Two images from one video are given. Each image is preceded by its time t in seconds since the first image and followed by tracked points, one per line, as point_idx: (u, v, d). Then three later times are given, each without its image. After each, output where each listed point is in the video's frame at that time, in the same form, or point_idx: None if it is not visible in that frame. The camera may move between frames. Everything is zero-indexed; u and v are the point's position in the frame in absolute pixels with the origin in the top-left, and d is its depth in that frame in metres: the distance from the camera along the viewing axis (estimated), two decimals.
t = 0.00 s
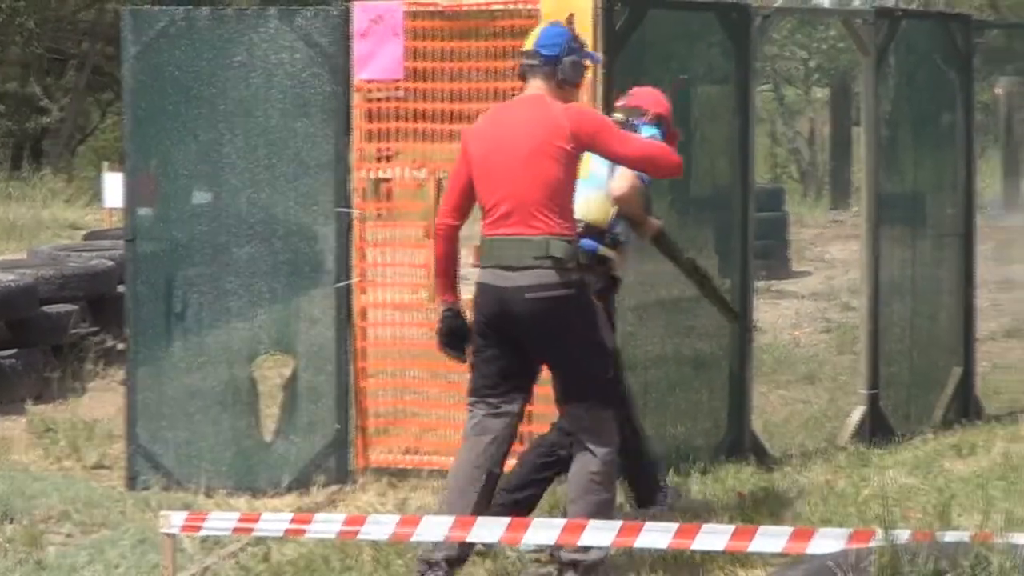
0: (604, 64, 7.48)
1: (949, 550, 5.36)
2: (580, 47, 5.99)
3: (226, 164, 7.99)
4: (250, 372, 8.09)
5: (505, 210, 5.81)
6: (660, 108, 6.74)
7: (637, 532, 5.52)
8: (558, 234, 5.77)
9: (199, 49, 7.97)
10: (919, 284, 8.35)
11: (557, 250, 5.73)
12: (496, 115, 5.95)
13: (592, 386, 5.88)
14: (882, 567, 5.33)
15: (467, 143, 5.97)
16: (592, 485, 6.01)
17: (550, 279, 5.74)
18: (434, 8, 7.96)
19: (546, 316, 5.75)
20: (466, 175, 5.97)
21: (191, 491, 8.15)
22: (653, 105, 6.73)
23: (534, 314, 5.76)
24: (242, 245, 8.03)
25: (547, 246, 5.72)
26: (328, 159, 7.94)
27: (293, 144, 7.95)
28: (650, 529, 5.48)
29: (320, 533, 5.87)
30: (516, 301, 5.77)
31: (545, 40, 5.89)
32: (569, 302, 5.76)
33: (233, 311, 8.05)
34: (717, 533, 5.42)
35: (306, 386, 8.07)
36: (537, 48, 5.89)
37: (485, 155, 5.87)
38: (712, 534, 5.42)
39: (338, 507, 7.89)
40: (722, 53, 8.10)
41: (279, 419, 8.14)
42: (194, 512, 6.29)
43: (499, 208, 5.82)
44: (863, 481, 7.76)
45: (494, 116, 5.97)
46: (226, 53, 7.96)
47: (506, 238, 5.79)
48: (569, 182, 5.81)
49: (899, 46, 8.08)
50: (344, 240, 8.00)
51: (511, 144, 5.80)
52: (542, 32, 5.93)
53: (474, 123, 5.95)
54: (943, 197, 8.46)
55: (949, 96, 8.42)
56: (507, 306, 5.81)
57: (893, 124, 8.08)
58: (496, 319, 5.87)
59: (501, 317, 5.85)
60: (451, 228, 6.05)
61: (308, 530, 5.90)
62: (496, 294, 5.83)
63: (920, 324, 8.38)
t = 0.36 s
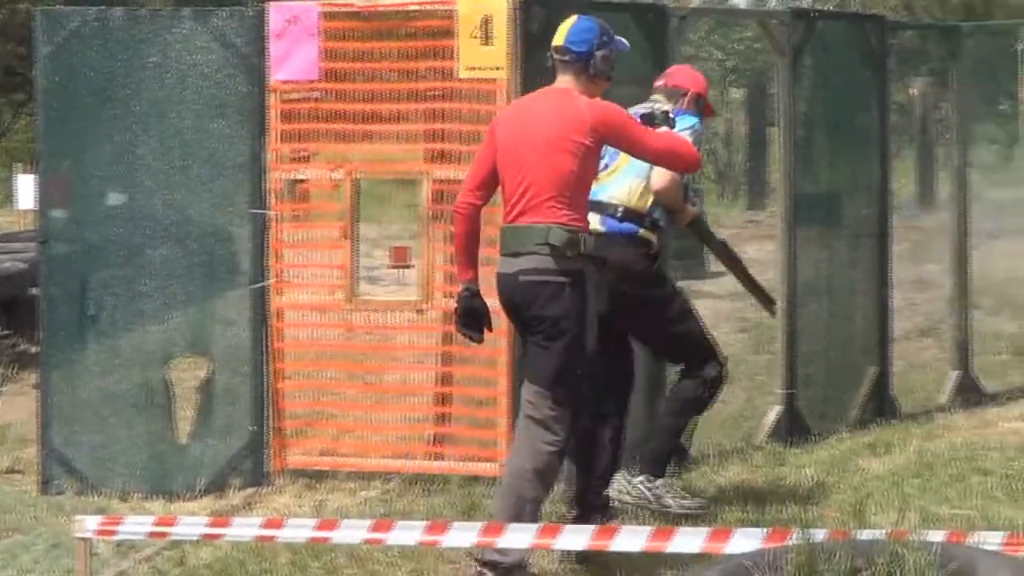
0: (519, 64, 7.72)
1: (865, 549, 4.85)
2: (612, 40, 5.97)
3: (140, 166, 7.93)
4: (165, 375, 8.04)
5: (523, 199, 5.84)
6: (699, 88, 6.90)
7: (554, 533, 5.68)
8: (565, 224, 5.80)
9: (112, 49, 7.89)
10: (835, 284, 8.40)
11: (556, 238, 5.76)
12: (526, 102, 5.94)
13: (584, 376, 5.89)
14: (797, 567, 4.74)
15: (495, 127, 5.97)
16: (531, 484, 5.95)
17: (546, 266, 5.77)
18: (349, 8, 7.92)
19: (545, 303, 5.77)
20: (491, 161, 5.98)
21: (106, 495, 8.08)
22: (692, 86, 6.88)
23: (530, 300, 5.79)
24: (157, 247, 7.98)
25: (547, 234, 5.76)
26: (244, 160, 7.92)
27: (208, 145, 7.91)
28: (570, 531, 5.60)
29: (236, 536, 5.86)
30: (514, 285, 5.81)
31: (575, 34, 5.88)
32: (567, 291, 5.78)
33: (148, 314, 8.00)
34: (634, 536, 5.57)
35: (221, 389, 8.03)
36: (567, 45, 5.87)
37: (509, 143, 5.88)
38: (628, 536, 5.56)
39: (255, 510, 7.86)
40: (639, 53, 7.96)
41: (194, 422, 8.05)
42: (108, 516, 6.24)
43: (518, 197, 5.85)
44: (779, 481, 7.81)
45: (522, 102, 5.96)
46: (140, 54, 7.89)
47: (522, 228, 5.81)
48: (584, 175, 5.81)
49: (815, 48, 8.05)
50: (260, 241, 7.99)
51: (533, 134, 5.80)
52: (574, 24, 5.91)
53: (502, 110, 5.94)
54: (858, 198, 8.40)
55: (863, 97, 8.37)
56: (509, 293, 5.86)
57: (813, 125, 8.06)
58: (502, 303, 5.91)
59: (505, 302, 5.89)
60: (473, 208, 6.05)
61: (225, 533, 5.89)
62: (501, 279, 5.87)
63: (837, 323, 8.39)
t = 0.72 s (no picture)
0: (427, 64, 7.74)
1: (770, 545, 5.53)
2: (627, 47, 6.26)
3: (43, 167, 7.85)
4: (70, 378, 7.96)
5: (552, 203, 6.07)
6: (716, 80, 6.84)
7: (466, 535, 5.93)
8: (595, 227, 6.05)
9: (15, 49, 7.80)
10: (743, 283, 8.45)
11: (590, 246, 6.06)
12: (549, 109, 6.17)
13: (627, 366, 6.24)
14: (707, 564, 5.43)
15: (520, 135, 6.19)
16: (587, 474, 6.16)
17: (582, 271, 6.08)
18: (256, 8, 7.88)
19: (583, 308, 6.11)
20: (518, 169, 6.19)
21: (10, 500, 7.98)
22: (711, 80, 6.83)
23: (570, 303, 6.12)
24: (61, 249, 7.90)
25: (581, 239, 6.06)
26: (149, 161, 7.88)
27: (113, 147, 7.85)
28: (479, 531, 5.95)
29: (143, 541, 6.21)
30: (553, 289, 6.13)
31: (596, 42, 6.14)
32: (605, 294, 6.11)
33: (52, 316, 7.92)
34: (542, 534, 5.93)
35: (128, 392, 7.99)
36: (589, 53, 6.11)
37: (536, 149, 6.10)
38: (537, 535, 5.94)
39: (163, 512, 7.80)
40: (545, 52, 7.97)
41: (99, 425, 7.99)
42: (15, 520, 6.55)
43: (547, 201, 6.08)
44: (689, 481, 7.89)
45: (545, 111, 6.19)
46: (42, 54, 7.80)
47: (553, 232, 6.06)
48: (612, 178, 6.07)
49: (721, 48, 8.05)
50: (165, 243, 7.96)
51: (559, 140, 6.04)
52: (592, 32, 6.18)
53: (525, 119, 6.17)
54: (764, 197, 8.43)
55: (770, 97, 8.37)
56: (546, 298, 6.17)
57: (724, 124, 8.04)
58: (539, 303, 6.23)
59: (542, 303, 6.20)
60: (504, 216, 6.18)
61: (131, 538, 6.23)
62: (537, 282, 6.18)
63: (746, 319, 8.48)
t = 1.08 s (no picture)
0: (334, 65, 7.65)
1: (680, 546, 5.32)
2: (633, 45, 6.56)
3: None
4: None
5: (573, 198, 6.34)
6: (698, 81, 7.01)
7: (374, 537, 6.23)
8: (617, 221, 6.31)
9: None
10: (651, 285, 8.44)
11: (618, 238, 6.27)
12: (565, 107, 6.47)
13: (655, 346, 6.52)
14: (616, 564, 5.24)
15: (536, 132, 6.49)
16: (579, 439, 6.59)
17: (609, 263, 6.27)
18: (160, 10, 7.75)
19: (613, 295, 6.29)
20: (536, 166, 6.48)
21: None
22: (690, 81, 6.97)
23: (597, 292, 6.29)
24: None
25: (609, 232, 6.26)
26: (53, 164, 7.84)
27: (16, 148, 7.84)
28: (389, 535, 6.22)
29: (50, 545, 6.29)
30: (580, 280, 6.29)
31: (608, 42, 6.42)
32: (634, 281, 6.30)
33: None
34: (454, 537, 6.17)
35: (31, 397, 7.93)
36: (602, 52, 6.40)
37: (554, 146, 6.40)
38: (449, 538, 6.18)
39: (68, 518, 7.73)
40: (453, 53, 8.02)
41: (4, 430, 7.94)
42: None
43: (568, 197, 6.35)
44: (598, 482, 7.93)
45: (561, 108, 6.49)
46: None
47: (577, 227, 6.31)
48: (629, 173, 6.37)
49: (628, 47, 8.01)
50: (69, 247, 7.92)
51: (578, 138, 6.33)
52: (603, 33, 6.45)
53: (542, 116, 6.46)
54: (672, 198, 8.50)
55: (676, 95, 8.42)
56: (573, 289, 6.33)
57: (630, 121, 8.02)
58: (560, 296, 6.38)
59: (564, 296, 6.37)
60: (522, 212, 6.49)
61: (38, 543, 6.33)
62: (563, 277, 6.34)
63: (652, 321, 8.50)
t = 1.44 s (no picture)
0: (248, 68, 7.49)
1: (595, 546, 5.33)
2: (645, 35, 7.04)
3: None
4: None
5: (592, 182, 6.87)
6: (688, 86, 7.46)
7: (289, 540, 6.20)
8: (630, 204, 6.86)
9: None
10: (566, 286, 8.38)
11: (629, 219, 6.81)
12: (581, 94, 6.93)
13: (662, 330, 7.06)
14: (531, 565, 5.22)
15: (553, 118, 6.96)
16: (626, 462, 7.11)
17: (622, 244, 6.85)
18: (74, 10, 7.66)
19: (629, 272, 6.85)
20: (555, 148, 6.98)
21: None
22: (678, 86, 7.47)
23: (614, 271, 6.86)
24: None
25: (623, 215, 6.81)
26: None
27: None
28: (304, 537, 6.25)
29: None
30: (596, 261, 6.86)
31: (624, 34, 6.90)
32: (646, 260, 6.87)
33: None
34: (369, 540, 6.22)
35: None
36: (619, 43, 6.88)
37: (573, 132, 6.89)
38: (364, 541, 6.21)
39: None
40: (367, 55, 7.86)
41: None
42: None
43: (587, 181, 6.88)
44: (512, 480, 7.93)
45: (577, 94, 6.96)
46: None
47: (595, 209, 6.87)
48: (644, 159, 6.88)
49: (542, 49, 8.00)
50: None
51: (597, 125, 6.81)
52: (619, 24, 6.93)
53: (557, 103, 6.93)
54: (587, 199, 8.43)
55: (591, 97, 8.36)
56: (591, 269, 6.89)
57: (541, 121, 8.00)
58: (583, 278, 6.96)
59: (585, 275, 6.93)
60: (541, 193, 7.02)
61: None
62: (581, 258, 6.91)
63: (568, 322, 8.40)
